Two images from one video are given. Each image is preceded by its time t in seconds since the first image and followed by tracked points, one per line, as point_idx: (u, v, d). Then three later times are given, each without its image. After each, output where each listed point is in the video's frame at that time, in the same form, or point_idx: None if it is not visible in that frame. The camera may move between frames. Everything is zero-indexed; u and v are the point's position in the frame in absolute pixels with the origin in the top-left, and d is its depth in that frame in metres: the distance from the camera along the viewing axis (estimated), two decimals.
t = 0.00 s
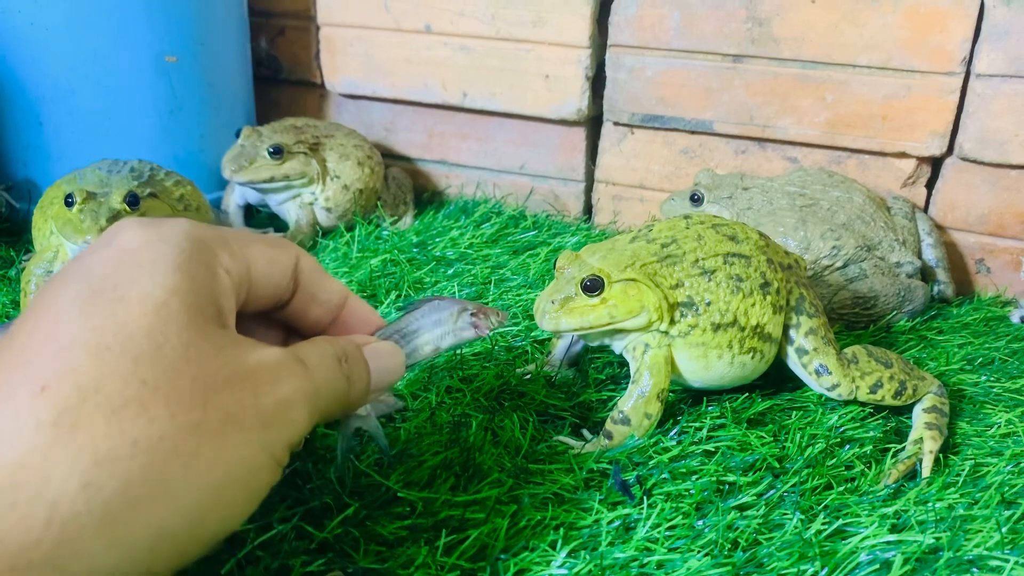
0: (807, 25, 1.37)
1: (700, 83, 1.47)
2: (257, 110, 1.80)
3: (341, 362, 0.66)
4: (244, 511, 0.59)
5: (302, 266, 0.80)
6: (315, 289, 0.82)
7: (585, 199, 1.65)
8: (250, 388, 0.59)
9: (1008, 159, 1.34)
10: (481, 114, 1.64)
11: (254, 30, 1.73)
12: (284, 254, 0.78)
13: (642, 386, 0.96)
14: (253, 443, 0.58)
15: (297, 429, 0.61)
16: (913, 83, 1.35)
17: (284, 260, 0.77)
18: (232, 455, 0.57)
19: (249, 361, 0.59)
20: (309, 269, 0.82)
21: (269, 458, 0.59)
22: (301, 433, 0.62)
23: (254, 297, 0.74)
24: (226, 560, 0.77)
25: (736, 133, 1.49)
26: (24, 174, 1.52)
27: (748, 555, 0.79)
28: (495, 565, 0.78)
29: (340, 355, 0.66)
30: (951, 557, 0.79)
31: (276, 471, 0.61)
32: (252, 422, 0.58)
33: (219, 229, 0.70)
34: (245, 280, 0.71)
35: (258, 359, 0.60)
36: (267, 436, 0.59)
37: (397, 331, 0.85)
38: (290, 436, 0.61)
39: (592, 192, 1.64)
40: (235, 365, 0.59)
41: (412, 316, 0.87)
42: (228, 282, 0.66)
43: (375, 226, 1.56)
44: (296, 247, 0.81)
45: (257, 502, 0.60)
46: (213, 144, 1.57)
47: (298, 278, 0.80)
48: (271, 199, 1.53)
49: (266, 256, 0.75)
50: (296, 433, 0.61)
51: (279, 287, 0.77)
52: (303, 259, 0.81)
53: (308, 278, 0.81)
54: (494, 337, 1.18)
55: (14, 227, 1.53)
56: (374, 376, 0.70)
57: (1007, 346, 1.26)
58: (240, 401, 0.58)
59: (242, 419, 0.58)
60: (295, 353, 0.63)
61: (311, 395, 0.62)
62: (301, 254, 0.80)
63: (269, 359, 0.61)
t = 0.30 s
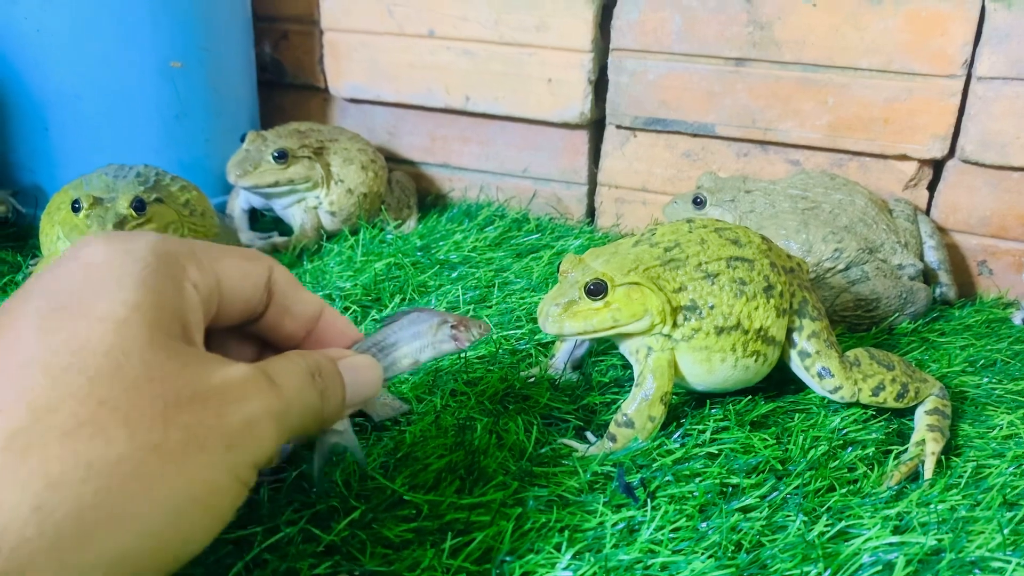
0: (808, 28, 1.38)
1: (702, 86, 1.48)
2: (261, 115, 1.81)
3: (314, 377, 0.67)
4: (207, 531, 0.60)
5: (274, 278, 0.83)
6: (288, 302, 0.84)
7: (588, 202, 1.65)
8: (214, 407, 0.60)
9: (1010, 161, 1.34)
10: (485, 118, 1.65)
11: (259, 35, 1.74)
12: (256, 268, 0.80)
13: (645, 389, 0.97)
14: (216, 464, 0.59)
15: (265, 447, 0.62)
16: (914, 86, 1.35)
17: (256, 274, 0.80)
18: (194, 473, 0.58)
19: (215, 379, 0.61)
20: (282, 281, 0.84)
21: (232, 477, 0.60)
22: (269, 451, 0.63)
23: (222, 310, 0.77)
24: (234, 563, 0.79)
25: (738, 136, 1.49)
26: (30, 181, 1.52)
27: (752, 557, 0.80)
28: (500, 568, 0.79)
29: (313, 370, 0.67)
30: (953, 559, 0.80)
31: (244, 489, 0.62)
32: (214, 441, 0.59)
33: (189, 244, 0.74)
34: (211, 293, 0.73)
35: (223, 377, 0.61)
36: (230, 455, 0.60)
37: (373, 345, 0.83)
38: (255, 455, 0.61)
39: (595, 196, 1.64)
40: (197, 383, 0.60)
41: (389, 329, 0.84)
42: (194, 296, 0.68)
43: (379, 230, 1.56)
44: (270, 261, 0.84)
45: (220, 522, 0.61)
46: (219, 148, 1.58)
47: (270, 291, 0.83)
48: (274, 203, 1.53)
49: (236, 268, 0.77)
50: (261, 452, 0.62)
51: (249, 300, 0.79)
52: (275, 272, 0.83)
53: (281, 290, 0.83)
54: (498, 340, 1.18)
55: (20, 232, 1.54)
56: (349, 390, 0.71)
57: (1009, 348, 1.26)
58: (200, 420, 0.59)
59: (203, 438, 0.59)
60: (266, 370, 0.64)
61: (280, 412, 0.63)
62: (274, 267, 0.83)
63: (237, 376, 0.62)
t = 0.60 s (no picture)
0: (818, 32, 1.38)
1: (712, 90, 1.48)
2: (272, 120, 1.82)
3: (178, 344, 0.58)
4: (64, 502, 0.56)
5: (137, 245, 0.75)
6: (152, 268, 0.77)
7: (598, 205, 1.65)
8: (47, 377, 0.53)
9: (1021, 163, 1.34)
10: (494, 122, 1.65)
11: (269, 41, 1.74)
12: (114, 233, 0.73)
13: (658, 393, 0.97)
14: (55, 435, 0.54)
15: (110, 419, 0.55)
16: (925, 88, 1.35)
17: (113, 239, 0.73)
18: (19, 453, 0.52)
19: (53, 347, 0.54)
20: (147, 247, 0.77)
21: (76, 450, 0.55)
22: (115, 422, 0.56)
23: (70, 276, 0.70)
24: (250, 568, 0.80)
25: (748, 139, 1.49)
26: (42, 187, 1.51)
27: (764, 561, 0.80)
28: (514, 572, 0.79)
29: (178, 335, 0.59)
30: (967, 563, 0.80)
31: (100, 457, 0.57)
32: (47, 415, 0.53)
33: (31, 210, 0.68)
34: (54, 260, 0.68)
35: (59, 345, 0.55)
36: (65, 428, 0.54)
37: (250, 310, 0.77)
38: (101, 425, 0.55)
39: (604, 199, 1.64)
40: (17, 352, 0.53)
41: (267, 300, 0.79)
42: (37, 263, 0.65)
43: (389, 234, 1.57)
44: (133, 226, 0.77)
45: (71, 499, 0.56)
46: (229, 154, 1.60)
47: (132, 258, 0.75)
48: (285, 208, 1.54)
49: (88, 234, 0.71)
50: (108, 421, 0.55)
51: (104, 266, 0.73)
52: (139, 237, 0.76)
53: (145, 256, 0.76)
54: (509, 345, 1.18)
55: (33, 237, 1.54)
56: (222, 358, 0.61)
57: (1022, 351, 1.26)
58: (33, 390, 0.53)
59: (35, 411, 0.53)
60: (115, 337, 0.57)
61: (131, 380, 0.56)
62: (135, 232, 0.75)
63: (76, 343, 0.55)
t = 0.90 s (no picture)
0: (864, 52, 1.40)
1: (756, 108, 1.49)
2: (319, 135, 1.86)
3: (82, 357, 0.68)
4: None
5: (40, 260, 0.86)
6: (58, 280, 0.87)
7: (640, 220, 1.67)
8: None
9: None
10: (538, 138, 1.68)
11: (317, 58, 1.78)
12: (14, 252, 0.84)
13: (708, 415, 1.00)
14: None
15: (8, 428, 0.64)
16: (970, 108, 1.36)
17: (16, 259, 0.84)
18: None
19: None
20: (50, 262, 0.87)
21: None
22: (16, 430, 0.64)
23: None
24: None
25: (792, 157, 1.50)
26: (102, 203, 1.56)
27: None
28: None
29: (82, 350, 0.68)
30: None
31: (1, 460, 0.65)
32: None
33: None
34: None
35: None
36: None
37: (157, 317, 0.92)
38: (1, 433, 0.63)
39: (647, 214, 1.66)
40: None
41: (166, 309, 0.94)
42: None
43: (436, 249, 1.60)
44: (32, 245, 0.87)
45: None
46: (283, 170, 1.63)
47: (37, 273, 0.86)
48: (335, 224, 1.58)
49: None
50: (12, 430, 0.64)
51: (11, 281, 0.83)
52: (40, 253, 0.86)
53: (49, 270, 0.86)
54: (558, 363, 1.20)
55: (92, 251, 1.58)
56: (127, 368, 0.72)
57: None
58: None
59: None
60: (20, 354, 0.65)
61: (31, 394, 0.64)
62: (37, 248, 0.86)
63: None
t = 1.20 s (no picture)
0: (985, 74, 1.36)
1: (867, 129, 1.46)
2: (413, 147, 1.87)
3: (123, 380, 0.75)
4: (20, 524, 0.71)
5: (79, 281, 0.95)
6: (97, 300, 0.96)
7: (740, 237, 1.66)
8: None
9: None
10: (637, 154, 1.67)
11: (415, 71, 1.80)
12: (55, 273, 0.92)
13: (840, 450, 0.99)
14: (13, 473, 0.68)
15: (57, 453, 0.70)
16: None
17: (57, 279, 0.92)
18: None
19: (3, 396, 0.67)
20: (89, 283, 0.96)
21: (29, 480, 0.69)
22: (65, 454, 0.70)
23: (21, 314, 0.89)
24: None
25: (903, 179, 1.47)
26: (207, 213, 1.58)
27: None
28: None
29: (123, 373, 0.75)
30: None
31: (52, 481, 0.71)
32: (3, 455, 0.67)
33: None
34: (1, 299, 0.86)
35: (9, 392, 0.68)
36: (21, 461, 0.68)
37: (195, 340, 1.03)
38: (50, 456, 0.70)
39: (747, 233, 1.65)
40: None
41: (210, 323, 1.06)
42: None
43: (532, 263, 1.61)
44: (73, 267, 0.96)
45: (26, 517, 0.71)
46: (383, 183, 1.66)
47: (78, 294, 0.95)
48: (434, 238, 1.59)
49: (32, 278, 0.90)
50: (62, 454, 0.70)
51: (52, 303, 0.92)
52: (80, 275, 0.95)
53: (86, 292, 0.95)
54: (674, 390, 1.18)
55: (198, 261, 1.61)
56: (163, 389, 0.79)
57: None
58: None
59: None
60: (64, 381, 0.71)
61: (75, 417, 0.70)
62: (76, 270, 0.94)
63: (25, 389, 0.69)
